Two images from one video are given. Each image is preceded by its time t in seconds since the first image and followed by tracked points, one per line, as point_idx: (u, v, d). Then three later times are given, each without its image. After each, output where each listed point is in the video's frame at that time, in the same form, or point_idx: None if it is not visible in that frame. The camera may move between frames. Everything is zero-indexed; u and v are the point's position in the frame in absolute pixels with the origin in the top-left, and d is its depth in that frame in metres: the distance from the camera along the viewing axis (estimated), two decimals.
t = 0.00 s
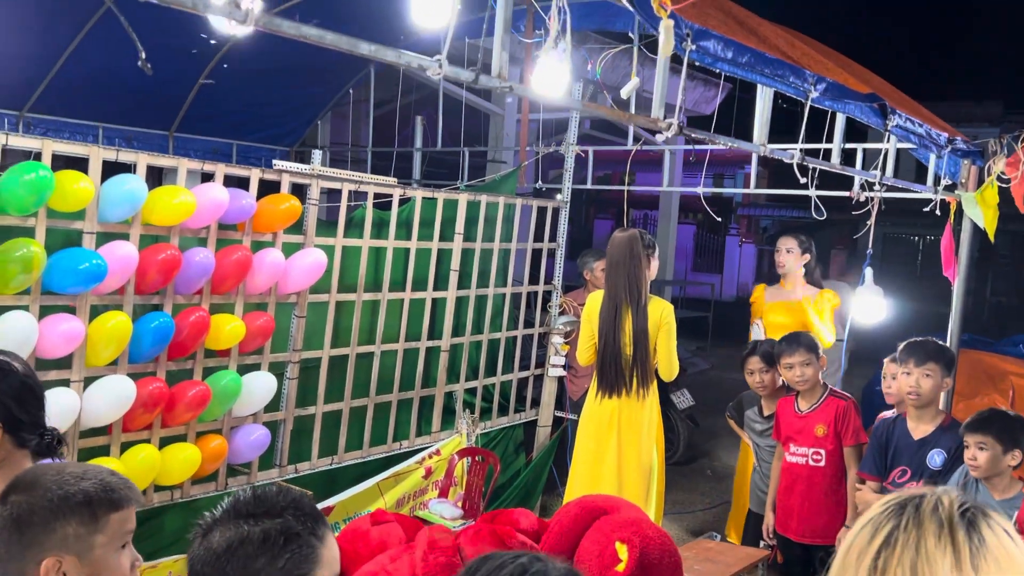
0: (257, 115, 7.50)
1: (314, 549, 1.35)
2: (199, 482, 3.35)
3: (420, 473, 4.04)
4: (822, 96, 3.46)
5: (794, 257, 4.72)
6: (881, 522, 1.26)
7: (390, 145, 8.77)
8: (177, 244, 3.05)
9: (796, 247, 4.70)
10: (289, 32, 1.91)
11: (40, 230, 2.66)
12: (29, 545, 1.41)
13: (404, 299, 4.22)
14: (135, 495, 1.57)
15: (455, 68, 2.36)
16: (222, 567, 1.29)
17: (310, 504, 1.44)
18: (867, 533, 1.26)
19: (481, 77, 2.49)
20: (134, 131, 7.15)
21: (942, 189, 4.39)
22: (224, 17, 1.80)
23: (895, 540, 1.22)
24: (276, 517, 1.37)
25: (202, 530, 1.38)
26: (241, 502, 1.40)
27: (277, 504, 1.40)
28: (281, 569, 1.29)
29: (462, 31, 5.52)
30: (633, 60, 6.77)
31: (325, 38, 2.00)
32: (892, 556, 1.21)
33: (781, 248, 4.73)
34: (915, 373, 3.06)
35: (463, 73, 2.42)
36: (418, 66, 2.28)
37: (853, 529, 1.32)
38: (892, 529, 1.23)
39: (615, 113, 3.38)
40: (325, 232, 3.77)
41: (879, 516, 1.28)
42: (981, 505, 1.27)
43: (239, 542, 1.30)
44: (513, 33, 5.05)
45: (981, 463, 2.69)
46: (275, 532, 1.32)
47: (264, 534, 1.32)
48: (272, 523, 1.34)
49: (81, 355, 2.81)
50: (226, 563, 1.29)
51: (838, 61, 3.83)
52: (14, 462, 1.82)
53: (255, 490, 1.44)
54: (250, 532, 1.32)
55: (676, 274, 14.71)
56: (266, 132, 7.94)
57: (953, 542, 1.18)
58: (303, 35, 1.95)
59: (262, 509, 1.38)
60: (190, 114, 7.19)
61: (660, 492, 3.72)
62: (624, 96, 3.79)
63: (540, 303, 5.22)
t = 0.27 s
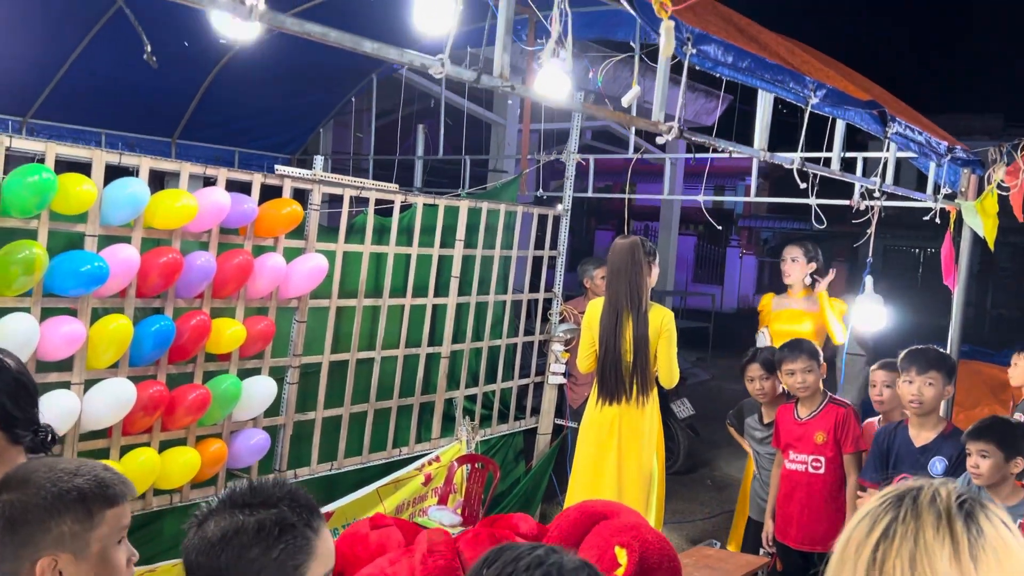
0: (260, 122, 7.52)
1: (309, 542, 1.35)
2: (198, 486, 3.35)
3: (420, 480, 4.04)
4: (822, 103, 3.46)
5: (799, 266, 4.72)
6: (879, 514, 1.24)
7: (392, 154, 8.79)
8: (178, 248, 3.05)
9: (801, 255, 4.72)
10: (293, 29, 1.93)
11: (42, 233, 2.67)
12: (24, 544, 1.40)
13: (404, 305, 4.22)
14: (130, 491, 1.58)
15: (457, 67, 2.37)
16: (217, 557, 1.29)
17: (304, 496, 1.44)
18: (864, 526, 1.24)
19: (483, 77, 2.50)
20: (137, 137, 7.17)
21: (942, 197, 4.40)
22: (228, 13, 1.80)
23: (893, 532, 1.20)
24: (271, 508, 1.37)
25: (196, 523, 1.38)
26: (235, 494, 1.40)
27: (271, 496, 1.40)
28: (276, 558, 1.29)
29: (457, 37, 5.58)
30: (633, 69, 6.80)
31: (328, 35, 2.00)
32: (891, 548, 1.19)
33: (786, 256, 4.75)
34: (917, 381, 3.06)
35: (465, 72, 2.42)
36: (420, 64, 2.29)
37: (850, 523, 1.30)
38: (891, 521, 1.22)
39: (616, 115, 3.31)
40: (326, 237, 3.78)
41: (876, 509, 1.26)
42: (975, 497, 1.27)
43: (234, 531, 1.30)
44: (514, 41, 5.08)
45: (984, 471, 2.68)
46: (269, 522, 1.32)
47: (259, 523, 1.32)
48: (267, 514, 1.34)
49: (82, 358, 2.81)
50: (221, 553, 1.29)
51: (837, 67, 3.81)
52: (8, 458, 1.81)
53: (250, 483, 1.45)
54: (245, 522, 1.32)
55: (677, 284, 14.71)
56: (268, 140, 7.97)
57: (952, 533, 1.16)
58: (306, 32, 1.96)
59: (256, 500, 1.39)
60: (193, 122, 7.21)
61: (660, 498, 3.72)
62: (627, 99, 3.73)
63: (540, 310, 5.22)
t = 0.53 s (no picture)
0: (262, 144, 7.58)
1: (309, 546, 1.37)
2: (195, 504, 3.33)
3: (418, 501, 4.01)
4: (819, 123, 3.53)
5: (801, 288, 4.67)
6: (879, 517, 1.37)
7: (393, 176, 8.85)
8: (180, 265, 3.06)
9: (804, 278, 4.66)
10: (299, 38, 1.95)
11: (43, 248, 2.68)
12: (18, 557, 1.36)
13: (404, 325, 4.23)
14: (124, 500, 1.59)
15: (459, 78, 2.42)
16: (216, 561, 1.28)
17: (304, 502, 1.46)
18: (866, 527, 1.36)
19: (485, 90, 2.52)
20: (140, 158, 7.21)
21: (939, 218, 4.44)
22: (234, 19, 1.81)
23: (894, 533, 1.32)
24: (271, 512, 1.39)
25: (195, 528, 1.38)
26: (235, 499, 1.41)
27: (271, 500, 1.42)
28: (276, 562, 1.29)
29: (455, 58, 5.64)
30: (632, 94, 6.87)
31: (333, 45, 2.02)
32: (891, 548, 1.31)
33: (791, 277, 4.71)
34: (918, 402, 3.05)
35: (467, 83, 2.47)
36: (421, 74, 2.34)
37: (849, 526, 1.42)
38: (890, 523, 1.34)
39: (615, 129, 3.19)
40: (327, 256, 3.80)
41: (877, 512, 1.38)
42: (967, 498, 1.40)
43: (234, 535, 1.31)
44: (515, 65, 5.14)
45: (990, 491, 2.67)
46: (271, 527, 1.33)
47: (260, 527, 1.33)
48: (268, 518, 1.36)
49: (81, 374, 2.81)
50: (221, 558, 1.28)
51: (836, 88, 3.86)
52: None
53: (250, 489, 1.46)
54: (245, 526, 1.33)
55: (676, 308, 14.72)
56: (270, 161, 8.02)
57: (948, 533, 1.29)
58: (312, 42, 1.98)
59: (255, 505, 1.40)
60: (195, 144, 7.26)
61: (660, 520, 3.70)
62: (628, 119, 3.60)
63: (539, 332, 5.22)
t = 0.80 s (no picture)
0: (262, 155, 7.60)
1: (311, 541, 1.39)
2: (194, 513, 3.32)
3: (416, 511, 4.00)
4: (819, 130, 3.53)
5: (800, 297, 4.73)
6: (870, 508, 1.29)
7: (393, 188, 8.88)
8: (180, 272, 3.07)
9: (801, 288, 4.74)
10: (303, 38, 1.96)
11: (44, 255, 2.69)
12: (25, 558, 1.36)
13: (403, 334, 4.23)
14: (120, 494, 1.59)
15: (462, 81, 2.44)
16: (218, 557, 1.31)
17: (305, 496, 1.49)
18: (857, 520, 1.29)
19: (486, 93, 2.54)
20: (140, 169, 7.24)
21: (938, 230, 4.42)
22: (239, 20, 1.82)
23: (885, 525, 1.25)
24: (273, 507, 1.41)
25: (195, 522, 1.41)
26: (235, 493, 1.44)
27: (273, 495, 1.45)
28: (279, 557, 1.31)
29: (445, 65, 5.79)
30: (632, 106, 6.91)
31: (336, 46, 2.03)
32: (882, 541, 1.23)
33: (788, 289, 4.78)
34: (916, 411, 3.05)
35: (469, 87, 2.48)
36: (426, 78, 2.35)
37: (841, 518, 1.35)
38: (881, 516, 1.26)
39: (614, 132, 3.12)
40: (327, 265, 3.81)
41: (866, 503, 1.31)
42: (961, 490, 1.32)
43: (236, 530, 1.33)
44: (516, 76, 5.18)
45: (1007, 500, 2.72)
46: (272, 522, 1.35)
47: (262, 522, 1.35)
48: (270, 513, 1.38)
49: (81, 381, 2.81)
50: (224, 552, 1.31)
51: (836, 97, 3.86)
52: None
53: (250, 484, 1.49)
54: (247, 521, 1.35)
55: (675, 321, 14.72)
56: (270, 173, 8.05)
57: (941, 524, 1.21)
58: (316, 42, 1.99)
59: (256, 500, 1.42)
60: (196, 155, 7.29)
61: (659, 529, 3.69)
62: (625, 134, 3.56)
63: (539, 342, 5.22)
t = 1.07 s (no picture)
0: (261, 156, 7.60)
1: (309, 529, 1.39)
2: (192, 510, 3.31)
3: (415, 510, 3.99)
4: (815, 125, 3.54)
5: (796, 294, 4.76)
6: (850, 483, 1.24)
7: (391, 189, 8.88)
8: (178, 268, 3.07)
9: (795, 286, 4.77)
10: (299, 20, 2.03)
11: (42, 250, 2.68)
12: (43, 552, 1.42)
13: (402, 333, 4.23)
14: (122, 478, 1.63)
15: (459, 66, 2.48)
16: (217, 544, 1.30)
17: (301, 483, 1.48)
18: (836, 496, 1.24)
19: (484, 79, 2.54)
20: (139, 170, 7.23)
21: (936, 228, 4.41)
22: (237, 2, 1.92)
23: (863, 500, 1.19)
24: (271, 493, 1.41)
25: (190, 508, 1.40)
26: (231, 479, 1.42)
27: (271, 481, 1.44)
28: (278, 544, 1.32)
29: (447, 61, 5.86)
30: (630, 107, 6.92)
31: (331, 28, 2.05)
32: (860, 516, 1.18)
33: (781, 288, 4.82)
34: (914, 408, 3.07)
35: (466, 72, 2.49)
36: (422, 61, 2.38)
37: (823, 493, 1.29)
38: (859, 490, 1.21)
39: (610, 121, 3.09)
40: (325, 262, 3.81)
41: (847, 478, 1.25)
42: (946, 465, 1.25)
43: (234, 517, 1.33)
44: (514, 76, 5.18)
45: (1007, 497, 2.76)
46: (271, 509, 1.35)
47: (260, 509, 1.34)
48: (268, 500, 1.38)
49: (78, 376, 2.80)
50: (222, 539, 1.30)
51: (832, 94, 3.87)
52: None
53: (245, 470, 1.48)
54: (244, 508, 1.34)
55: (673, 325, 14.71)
56: (269, 174, 8.04)
57: (921, 499, 1.15)
58: (312, 25, 2.04)
59: (252, 486, 1.41)
60: (194, 156, 7.27)
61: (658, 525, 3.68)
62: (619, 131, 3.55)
63: (537, 342, 5.21)
